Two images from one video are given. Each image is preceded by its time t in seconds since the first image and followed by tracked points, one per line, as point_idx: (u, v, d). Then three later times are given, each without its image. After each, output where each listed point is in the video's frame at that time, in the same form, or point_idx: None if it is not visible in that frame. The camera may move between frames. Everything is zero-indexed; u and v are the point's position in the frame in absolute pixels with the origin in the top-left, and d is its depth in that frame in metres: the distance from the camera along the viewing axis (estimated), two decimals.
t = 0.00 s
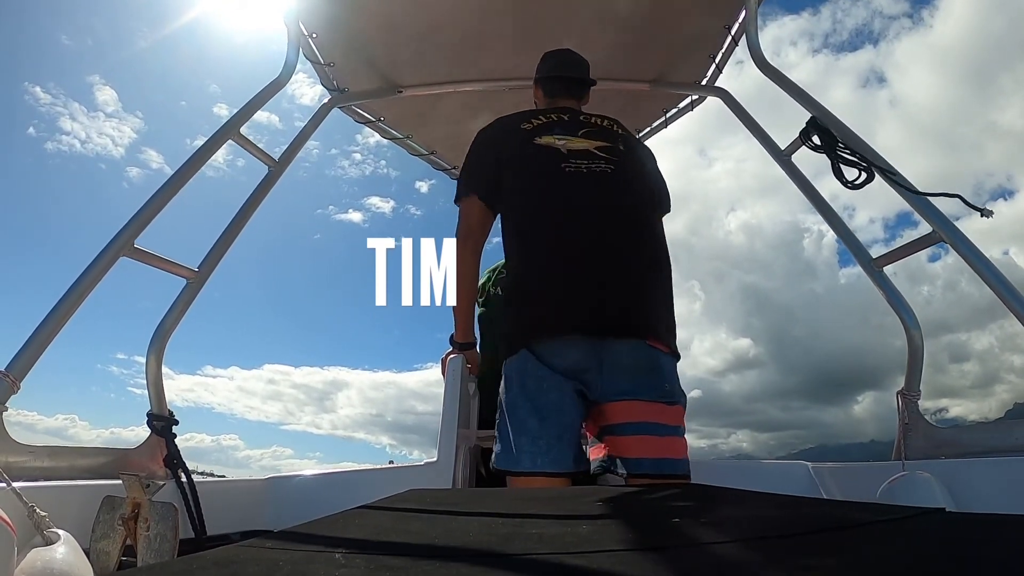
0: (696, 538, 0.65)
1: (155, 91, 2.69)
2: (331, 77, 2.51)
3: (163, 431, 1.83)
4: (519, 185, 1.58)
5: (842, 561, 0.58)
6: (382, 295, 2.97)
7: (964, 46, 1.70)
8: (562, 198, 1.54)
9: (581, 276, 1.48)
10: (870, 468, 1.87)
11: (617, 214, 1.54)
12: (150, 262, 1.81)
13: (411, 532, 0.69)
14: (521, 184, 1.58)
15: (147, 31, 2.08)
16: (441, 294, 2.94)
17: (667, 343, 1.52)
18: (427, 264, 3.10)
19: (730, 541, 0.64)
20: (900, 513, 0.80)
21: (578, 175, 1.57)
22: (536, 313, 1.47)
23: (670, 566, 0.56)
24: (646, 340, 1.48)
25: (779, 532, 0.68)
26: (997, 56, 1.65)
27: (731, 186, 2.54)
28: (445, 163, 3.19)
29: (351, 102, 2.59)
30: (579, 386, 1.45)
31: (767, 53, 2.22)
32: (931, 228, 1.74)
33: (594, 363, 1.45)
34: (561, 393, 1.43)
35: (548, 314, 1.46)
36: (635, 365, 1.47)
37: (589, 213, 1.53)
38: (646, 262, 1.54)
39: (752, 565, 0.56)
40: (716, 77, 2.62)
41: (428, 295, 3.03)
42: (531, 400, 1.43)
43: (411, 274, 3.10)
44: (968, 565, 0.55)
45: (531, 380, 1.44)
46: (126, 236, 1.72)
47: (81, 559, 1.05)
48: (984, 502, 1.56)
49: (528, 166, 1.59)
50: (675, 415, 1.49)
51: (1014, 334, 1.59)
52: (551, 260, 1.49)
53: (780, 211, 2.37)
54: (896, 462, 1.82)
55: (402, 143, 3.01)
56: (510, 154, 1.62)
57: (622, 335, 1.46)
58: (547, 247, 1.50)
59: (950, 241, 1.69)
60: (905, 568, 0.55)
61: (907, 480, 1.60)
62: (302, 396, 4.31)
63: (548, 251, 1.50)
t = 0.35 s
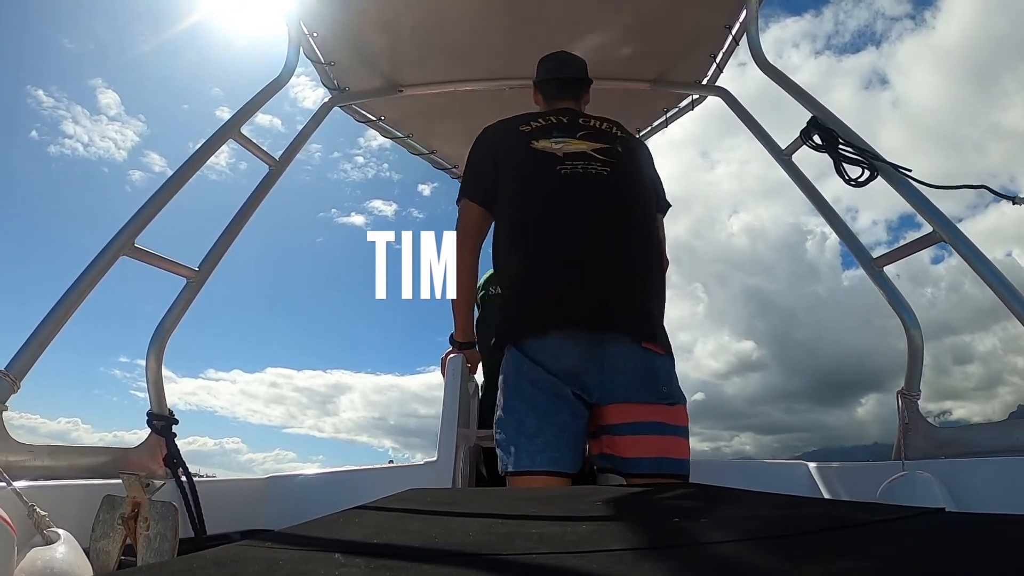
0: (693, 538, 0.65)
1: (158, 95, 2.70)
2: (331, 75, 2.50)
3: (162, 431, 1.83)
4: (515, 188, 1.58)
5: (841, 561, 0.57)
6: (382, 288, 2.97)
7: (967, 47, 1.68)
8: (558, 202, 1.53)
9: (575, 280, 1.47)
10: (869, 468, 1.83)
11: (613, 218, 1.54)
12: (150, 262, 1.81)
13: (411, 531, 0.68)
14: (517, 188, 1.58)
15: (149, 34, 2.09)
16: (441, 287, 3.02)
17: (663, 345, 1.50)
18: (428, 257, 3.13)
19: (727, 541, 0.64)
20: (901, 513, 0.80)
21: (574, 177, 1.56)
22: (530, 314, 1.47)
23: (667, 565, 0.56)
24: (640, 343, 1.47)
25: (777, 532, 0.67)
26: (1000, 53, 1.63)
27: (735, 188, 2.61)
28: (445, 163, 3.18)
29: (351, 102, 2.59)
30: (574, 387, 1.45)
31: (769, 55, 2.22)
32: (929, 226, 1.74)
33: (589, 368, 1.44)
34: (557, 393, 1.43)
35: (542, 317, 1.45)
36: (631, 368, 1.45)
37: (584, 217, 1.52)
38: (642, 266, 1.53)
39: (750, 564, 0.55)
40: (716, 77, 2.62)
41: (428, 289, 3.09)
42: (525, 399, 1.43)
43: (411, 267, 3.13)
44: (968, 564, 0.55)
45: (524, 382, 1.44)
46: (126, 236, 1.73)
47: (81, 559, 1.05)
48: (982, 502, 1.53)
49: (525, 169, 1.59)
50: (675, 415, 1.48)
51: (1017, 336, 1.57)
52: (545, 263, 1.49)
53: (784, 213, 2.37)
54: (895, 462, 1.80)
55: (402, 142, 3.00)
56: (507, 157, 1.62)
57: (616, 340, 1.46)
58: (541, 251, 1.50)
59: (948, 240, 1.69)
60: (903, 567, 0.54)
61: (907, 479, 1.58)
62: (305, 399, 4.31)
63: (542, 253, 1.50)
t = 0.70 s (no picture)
0: (694, 538, 0.64)
1: (160, 97, 2.71)
2: (331, 75, 2.49)
3: (162, 431, 1.85)
4: (527, 193, 1.56)
5: (839, 561, 0.57)
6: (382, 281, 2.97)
7: (972, 45, 1.68)
8: (572, 207, 1.52)
9: (592, 286, 1.47)
10: (869, 468, 1.82)
11: (628, 221, 1.53)
12: (150, 261, 1.82)
13: (411, 531, 0.68)
14: (528, 193, 1.56)
15: (151, 36, 2.11)
16: (441, 279, 3.01)
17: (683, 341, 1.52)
18: (428, 250, 3.13)
19: (725, 541, 0.63)
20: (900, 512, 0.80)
21: (588, 181, 1.55)
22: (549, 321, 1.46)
23: (665, 566, 0.55)
24: (661, 344, 1.48)
25: (776, 532, 0.67)
26: (1005, 49, 1.63)
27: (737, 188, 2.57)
28: (445, 163, 3.17)
29: (352, 101, 2.59)
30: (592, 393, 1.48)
31: (772, 54, 2.19)
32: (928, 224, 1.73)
33: (606, 372, 1.45)
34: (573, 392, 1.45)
35: (559, 323, 1.45)
36: (653, 366, 1.47)
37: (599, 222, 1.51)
38: (658, 269, 1.52)
39: (747, 564, 0.55)
40: (716, 77, 2.62)
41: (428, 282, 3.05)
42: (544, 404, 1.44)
43: (411, 260, 3.11)
44: (967, 564, 0.54)
45: (542, 387, 1.45)
46: (127, 235, 1.73)
47: (82, 559, 1.05)
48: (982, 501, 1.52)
49: (537, 173, 1.57)
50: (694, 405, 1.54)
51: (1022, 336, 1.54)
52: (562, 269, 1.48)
53: (788, 213, 2.36)
54: (894, 462, 1.79)
55: (403, 142, 2.99)
56: (517, 161, 1.60)
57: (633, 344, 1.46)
58: (557, 256, 1.49)
59: (948, 238, 1.68)
60: (902, 568, 0.53)
61: (906, 479, 1.58)
62: (309, 401, 4.31)
63: (558, 259, 1.49)
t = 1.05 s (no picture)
0: (691, 538, 0.64)
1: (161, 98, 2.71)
2: (331, 76, 2.49)
3: (163, 431, 1.84)
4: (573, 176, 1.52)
5: (837, 561, 0.56)
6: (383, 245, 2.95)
7: (976, 40, 1.68)
8: (621, 190, 1.49)
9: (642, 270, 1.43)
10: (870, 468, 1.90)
11: (674, 209, 1.51)
12: (150, 262, 1.82)
13: (410, 531, 0.68)
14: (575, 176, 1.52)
15: (152, 38, 2.11)
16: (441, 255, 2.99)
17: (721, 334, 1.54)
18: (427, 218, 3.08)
19: (723, 541, 0.63)
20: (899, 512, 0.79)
21: (634, 168, 1.53)
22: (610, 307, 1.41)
23: (663, 566, 0.55)
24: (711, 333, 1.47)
25: (775, 533, 0.67)
26: (1011, 42, 1.61)
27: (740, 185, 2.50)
28: (446, 163, 3.17)
29: (350, 103, 2.58)
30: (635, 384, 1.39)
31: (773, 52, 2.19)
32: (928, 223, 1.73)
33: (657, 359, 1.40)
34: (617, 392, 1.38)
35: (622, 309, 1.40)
36: (703, 360, 1.44)
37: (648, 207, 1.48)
38: (701, 260, 1.51)
39: (744, 565, 0.55)
40: (716, 77, 2.62)
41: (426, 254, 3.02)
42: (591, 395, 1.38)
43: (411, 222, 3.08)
44: (966, 564, 0.54)
45: (590, 376, 1.39)
46: (126, 236, 1.73)
47: (82, 559, 1.06)
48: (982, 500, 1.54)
49: (583, 157, 1.53)
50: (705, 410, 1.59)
51: None
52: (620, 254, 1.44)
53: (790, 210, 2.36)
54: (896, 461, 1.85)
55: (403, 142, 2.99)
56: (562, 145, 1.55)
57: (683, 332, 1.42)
58: (612, 240, 1.45)
59: (948, 239, 1.69)
60: (900, 568, 0.53)
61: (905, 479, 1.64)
62: (313, 400, 4.32)
63: (617, 243, 1.44)
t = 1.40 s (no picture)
0: (693, 539, 0.64)
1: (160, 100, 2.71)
2: (330, 78, 2.49)
3: (163, 432, 1.84)
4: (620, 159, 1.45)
5: (837, 561, 0.56)
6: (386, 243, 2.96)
7: (979, 32, 1.65)
8: (669, 178, 1.43)
9: (692, 258, 1.35)
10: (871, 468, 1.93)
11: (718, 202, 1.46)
12: (150, 262, 1.82)
13: (410, 532, 0.68)
14: (622, 158, 1.45)
15: (152, 41, 2.11)
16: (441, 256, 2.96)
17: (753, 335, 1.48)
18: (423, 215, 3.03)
19: (723, 541, 0.63)
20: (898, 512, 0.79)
21: (680, 158, 1.48)
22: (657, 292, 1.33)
23: (663, 566, 0.55)
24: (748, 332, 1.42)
25: (774, 533, 0.67)
26: (1008, 35, 1.60)
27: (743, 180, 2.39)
28: (446, 164, 3.17)
29: (351, 103, 2.58)
30: (675, 374, 1.31)
31: (775, 52, 2.18)
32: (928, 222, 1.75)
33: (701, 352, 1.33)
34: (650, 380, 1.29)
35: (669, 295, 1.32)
36: (736, 359, 1.39)
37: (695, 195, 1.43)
38: (742, 256, 1.46)
39: (744, 565, 0.55)
40: (716, 77, 2.62)
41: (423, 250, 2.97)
42: (628, 381, 1.29)
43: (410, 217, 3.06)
44: (965, 564, 0.54)
45: (627, 361, 1.30)
46: (126, 237, 1.73)
47: (82, 560, 1.06)
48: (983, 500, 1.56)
49: (630, 141, 1.46)
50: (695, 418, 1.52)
51: None
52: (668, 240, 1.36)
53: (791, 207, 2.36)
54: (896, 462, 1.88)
55: (403, 143, 3.00)
56: (609, 126, 1.48)
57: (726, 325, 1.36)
58: (658, 224, 1.37)
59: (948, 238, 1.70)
60: (898, 569, 0.53)
61: (906, 480, 1.67)
62: (315, 401, 4.32)
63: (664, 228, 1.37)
